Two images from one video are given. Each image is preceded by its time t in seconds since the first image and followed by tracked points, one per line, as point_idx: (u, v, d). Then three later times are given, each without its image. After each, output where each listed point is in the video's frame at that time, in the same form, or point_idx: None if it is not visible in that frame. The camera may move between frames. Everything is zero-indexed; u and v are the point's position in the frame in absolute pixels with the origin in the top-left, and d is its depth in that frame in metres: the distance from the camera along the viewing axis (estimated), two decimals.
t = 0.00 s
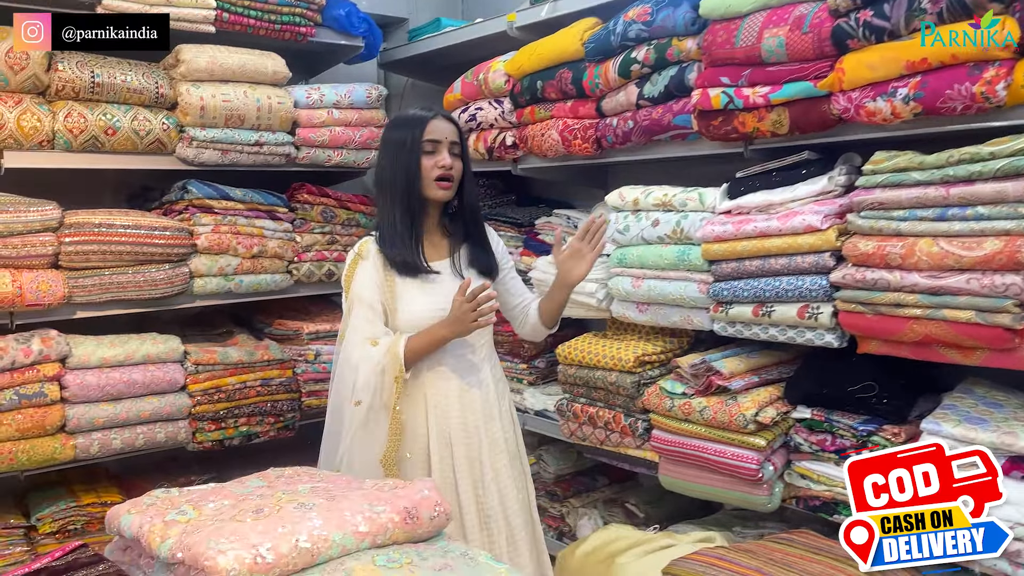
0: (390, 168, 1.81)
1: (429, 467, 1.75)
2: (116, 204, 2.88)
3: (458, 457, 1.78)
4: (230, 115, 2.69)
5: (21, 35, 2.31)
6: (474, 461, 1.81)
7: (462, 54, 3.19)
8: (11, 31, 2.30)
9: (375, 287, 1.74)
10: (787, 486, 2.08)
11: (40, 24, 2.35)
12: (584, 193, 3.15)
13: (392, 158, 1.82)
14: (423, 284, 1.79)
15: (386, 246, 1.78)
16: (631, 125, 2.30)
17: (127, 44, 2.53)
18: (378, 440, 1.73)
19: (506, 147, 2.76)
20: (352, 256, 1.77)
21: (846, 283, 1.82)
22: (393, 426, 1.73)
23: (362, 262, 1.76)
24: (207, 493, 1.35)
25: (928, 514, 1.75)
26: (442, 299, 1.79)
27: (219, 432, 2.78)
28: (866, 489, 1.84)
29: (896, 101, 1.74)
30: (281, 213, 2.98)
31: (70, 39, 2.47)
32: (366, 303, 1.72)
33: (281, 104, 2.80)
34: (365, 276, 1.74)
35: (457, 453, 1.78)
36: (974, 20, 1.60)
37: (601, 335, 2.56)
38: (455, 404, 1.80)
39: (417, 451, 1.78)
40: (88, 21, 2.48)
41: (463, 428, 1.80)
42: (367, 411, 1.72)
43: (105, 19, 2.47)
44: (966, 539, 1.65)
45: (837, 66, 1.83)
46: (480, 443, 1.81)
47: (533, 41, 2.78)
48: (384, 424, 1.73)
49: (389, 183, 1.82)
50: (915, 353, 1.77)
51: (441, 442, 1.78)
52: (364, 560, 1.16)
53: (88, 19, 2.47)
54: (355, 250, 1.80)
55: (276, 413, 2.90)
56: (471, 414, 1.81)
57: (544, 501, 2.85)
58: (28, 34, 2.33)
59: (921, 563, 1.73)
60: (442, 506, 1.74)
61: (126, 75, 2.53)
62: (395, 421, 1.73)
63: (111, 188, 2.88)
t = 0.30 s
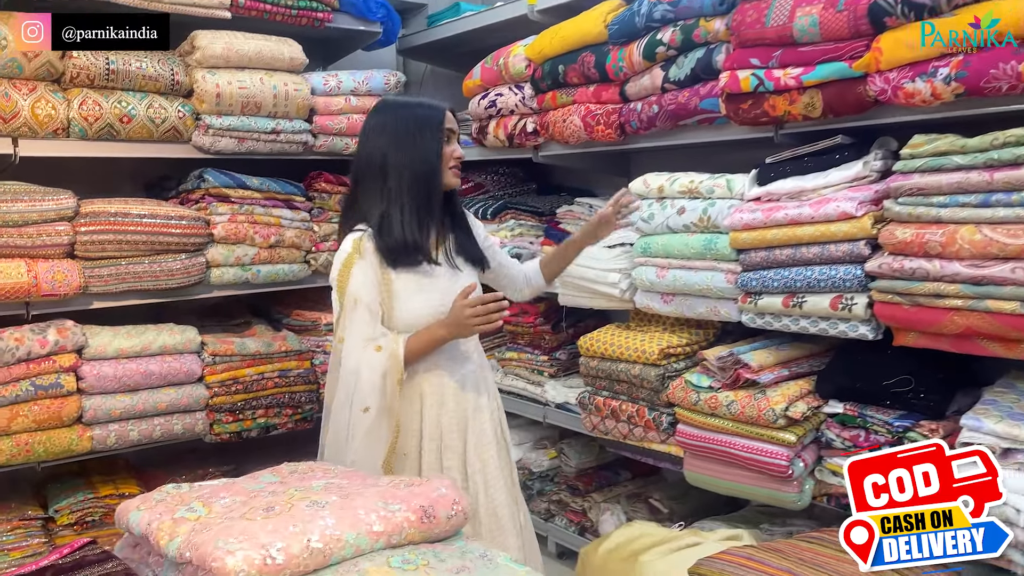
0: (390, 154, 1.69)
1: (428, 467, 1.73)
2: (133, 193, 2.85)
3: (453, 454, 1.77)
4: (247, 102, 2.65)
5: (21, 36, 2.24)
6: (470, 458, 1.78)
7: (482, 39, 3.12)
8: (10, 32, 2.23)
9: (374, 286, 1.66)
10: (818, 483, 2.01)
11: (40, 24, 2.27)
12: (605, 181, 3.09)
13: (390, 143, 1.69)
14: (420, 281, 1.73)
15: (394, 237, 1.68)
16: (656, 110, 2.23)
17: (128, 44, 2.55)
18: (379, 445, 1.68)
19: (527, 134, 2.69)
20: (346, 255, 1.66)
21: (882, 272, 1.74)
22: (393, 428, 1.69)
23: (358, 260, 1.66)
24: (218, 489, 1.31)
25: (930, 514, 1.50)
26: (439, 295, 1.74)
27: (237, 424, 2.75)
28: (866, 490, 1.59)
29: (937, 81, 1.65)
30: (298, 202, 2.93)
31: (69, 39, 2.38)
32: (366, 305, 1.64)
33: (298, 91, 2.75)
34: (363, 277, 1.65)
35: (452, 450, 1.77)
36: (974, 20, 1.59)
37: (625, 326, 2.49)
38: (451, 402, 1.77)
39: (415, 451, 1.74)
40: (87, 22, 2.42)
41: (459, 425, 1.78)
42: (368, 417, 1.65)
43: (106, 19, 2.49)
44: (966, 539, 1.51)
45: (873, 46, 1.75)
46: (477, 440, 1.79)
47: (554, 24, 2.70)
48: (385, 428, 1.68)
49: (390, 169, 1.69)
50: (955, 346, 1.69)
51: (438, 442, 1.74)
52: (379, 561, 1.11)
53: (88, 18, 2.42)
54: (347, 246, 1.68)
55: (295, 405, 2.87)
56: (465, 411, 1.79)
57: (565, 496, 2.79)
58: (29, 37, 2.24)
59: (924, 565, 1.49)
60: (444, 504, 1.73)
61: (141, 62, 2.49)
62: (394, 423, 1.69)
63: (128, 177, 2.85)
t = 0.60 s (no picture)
0: (415, 142, 1.63)
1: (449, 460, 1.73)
2: (146, 184, 2.83)
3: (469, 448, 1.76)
4: (258, 92, 2.61)
5: (21, 35, 2.19)
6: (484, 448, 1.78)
7: (497, 27, 3.07)
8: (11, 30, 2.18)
9: (403, 281, 1.61)
10: (841, 482, 1.95)
11: (41, 24, 2.21)
12: (622, 171, 3.03)
13: (412, 130, 1.64)
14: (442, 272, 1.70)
15: (424, 226, 1.63)
16: (674, 98, 2.17)
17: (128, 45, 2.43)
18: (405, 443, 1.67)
19: (543, 124, 2.64)
20: (374, 248, 1.60)
21: (910, 265, 1.67)
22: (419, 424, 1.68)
23: (387, 254, 1.60)
24: (221, 487, 1.28)
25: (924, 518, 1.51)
26: (460, 287, 1.71)
27: (249, 417, 2.72)
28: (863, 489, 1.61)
29: (968, 65, 1.58)
30: (310, 193, 2.89)
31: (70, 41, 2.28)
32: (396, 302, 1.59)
33: (309, 80, 2.71)
34: (393, 271, 1.60)
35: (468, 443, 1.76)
36: (973, 20, 1.57)
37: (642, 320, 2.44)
38: (465, 393, 1.75)
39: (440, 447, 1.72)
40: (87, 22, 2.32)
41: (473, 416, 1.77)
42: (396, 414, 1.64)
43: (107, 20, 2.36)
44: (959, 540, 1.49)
45: (901, 29, 1.68)
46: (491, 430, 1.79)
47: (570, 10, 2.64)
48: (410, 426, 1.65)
49: (415, 157, 1.63)
50: (986, 341, 1.62)
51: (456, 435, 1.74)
52: (384, 564, 1.07)
53: (88, 18, 2.32)
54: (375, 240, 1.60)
55: (307, 398, 2.84)
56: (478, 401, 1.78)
57: (581, 491, 2.75)
58: (28, 36, 2.20)
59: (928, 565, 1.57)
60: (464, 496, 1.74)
61: (151, 51, 2.46)
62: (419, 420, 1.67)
63: (141, 167, 2.82)
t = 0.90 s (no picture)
0: (434, 129, 1.61)
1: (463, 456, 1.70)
2: (157, 176, 2.81)
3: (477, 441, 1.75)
4: (268, 82, 2.57)
5: (21, 36, 2.16)
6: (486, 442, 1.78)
7: (511, 15, 3.01)
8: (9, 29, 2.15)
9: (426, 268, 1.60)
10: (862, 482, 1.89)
11: (41, 23, 2.18)
12: (638, 162, 2.97)
13: (428, 118, 1.61)
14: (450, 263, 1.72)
15: (447, 213, 1.63)
16: (691, 86, 2.11)
17: (128, 45, 2.37)
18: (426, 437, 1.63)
19: (557, 114, 2.59)
20: (398, 235, 1.58)
21: (935, 259, 1.61)
22: (439, 418, 1.64)
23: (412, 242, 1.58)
24: (220, 486, 1.25)
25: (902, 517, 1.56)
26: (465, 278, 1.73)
27: (260, 410, 2.69)
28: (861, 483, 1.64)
29: (998, 50, 1.51)
30: (322, 184, 2.86)
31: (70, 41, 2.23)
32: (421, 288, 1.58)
33: (320, 70, 2.67)
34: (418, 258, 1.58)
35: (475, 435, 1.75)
36: (973, 19, 1.53)
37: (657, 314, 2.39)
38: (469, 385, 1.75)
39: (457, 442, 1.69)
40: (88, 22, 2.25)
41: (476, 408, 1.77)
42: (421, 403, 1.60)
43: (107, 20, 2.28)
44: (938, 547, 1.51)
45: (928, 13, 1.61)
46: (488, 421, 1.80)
47: None
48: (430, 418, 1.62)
49: (435, 145, 1.62)
50: (1014, 339, 1.56)
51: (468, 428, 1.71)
52: (382, 569, 1.03)
53: (88, 17, 2.26)
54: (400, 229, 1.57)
55: (319, 392, 2.81)
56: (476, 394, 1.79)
57: (595, 488, 2.70)
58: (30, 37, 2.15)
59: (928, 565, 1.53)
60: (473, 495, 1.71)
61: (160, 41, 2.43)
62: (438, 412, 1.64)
63: (152, 158, 2.80)
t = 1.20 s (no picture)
0: (432, 134, 1.64)
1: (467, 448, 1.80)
2: (170, 170, 2.80)
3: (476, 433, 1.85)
4: (280, 75, 2.55)
5: (20, 35, 2.16)
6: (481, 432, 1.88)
7: (527, 5, 2.96)
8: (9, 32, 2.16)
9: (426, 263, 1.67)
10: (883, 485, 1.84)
11: (41, 23, 2.19)
12: (655, 155, 2.91)
13: (426, 122, 1.64)
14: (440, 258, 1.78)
15: (439, 211, 1.71)
16: (709, 77, 2.06)
17: (129, 46, 2.34)
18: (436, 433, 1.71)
19: (571, 106, 2.55)
20: (399, 233, 1.62)
21: (961, 255, 1.55)
22: (444, 410, 1.73)
23: (412, 238, 1.63)
24: (221, 487, 1.23)
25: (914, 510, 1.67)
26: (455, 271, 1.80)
27: (272, 406, 2.67)
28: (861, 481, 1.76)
29: None
30: (335, 178, 2.83)
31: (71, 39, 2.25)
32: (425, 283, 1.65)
33: (332, 62, 2.64)
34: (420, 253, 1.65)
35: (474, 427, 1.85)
36: (973, 19, 1.50)
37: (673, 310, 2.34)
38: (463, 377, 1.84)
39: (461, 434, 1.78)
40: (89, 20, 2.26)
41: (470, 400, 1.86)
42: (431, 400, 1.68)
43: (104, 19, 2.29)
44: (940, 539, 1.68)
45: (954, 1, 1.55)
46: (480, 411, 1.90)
47: None
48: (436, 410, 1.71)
49: (433, 146, 1.66)
50: None
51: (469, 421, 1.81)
52: None
53: (89, 17, 2.26)
54: (401, 228, 1.62)
55: (332, 387, 2.78)
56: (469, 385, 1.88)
57: (610, 486, 2.67)
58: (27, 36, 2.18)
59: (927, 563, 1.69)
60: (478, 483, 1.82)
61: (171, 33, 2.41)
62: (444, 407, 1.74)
63: (165, 152, 2.79)
